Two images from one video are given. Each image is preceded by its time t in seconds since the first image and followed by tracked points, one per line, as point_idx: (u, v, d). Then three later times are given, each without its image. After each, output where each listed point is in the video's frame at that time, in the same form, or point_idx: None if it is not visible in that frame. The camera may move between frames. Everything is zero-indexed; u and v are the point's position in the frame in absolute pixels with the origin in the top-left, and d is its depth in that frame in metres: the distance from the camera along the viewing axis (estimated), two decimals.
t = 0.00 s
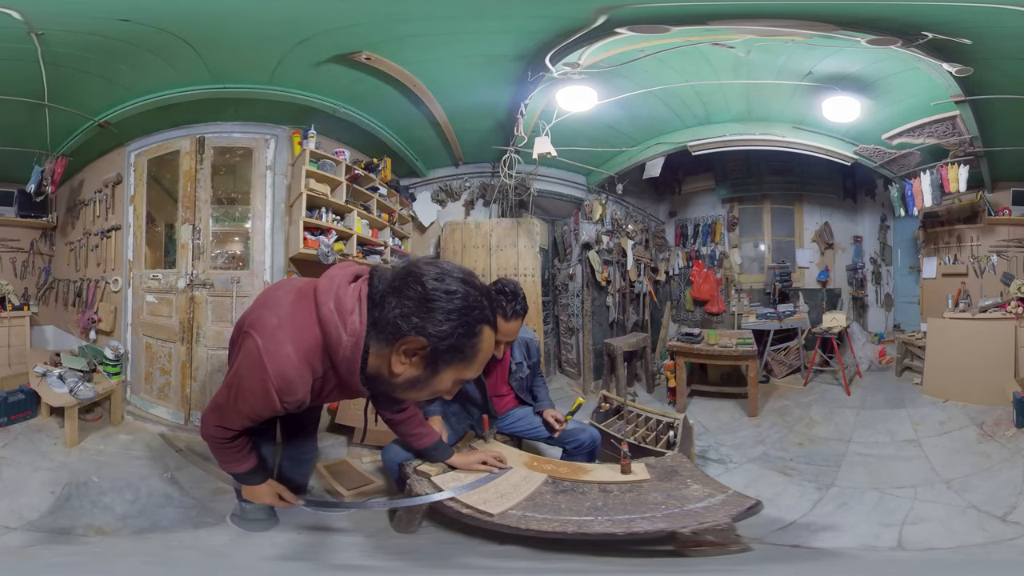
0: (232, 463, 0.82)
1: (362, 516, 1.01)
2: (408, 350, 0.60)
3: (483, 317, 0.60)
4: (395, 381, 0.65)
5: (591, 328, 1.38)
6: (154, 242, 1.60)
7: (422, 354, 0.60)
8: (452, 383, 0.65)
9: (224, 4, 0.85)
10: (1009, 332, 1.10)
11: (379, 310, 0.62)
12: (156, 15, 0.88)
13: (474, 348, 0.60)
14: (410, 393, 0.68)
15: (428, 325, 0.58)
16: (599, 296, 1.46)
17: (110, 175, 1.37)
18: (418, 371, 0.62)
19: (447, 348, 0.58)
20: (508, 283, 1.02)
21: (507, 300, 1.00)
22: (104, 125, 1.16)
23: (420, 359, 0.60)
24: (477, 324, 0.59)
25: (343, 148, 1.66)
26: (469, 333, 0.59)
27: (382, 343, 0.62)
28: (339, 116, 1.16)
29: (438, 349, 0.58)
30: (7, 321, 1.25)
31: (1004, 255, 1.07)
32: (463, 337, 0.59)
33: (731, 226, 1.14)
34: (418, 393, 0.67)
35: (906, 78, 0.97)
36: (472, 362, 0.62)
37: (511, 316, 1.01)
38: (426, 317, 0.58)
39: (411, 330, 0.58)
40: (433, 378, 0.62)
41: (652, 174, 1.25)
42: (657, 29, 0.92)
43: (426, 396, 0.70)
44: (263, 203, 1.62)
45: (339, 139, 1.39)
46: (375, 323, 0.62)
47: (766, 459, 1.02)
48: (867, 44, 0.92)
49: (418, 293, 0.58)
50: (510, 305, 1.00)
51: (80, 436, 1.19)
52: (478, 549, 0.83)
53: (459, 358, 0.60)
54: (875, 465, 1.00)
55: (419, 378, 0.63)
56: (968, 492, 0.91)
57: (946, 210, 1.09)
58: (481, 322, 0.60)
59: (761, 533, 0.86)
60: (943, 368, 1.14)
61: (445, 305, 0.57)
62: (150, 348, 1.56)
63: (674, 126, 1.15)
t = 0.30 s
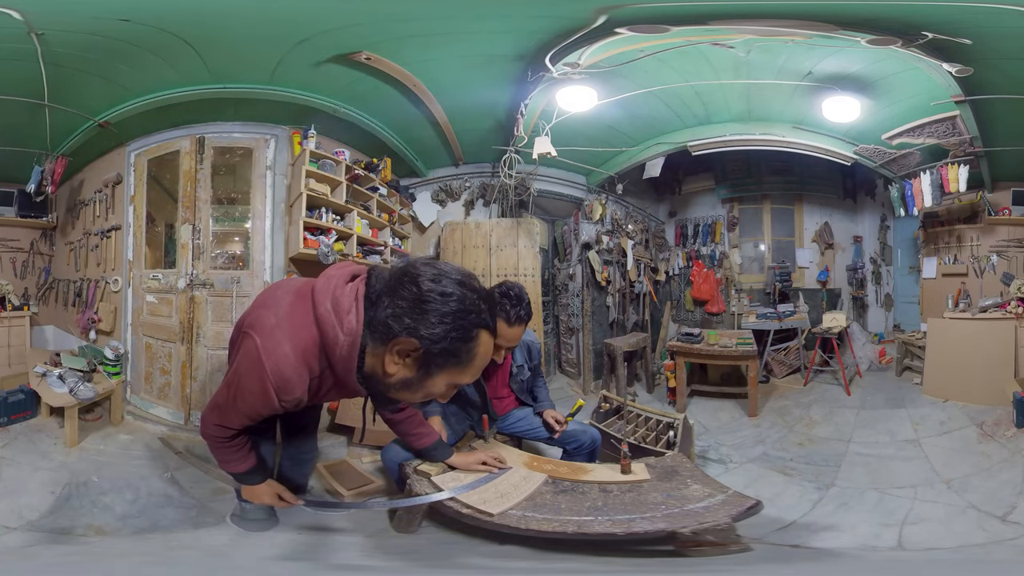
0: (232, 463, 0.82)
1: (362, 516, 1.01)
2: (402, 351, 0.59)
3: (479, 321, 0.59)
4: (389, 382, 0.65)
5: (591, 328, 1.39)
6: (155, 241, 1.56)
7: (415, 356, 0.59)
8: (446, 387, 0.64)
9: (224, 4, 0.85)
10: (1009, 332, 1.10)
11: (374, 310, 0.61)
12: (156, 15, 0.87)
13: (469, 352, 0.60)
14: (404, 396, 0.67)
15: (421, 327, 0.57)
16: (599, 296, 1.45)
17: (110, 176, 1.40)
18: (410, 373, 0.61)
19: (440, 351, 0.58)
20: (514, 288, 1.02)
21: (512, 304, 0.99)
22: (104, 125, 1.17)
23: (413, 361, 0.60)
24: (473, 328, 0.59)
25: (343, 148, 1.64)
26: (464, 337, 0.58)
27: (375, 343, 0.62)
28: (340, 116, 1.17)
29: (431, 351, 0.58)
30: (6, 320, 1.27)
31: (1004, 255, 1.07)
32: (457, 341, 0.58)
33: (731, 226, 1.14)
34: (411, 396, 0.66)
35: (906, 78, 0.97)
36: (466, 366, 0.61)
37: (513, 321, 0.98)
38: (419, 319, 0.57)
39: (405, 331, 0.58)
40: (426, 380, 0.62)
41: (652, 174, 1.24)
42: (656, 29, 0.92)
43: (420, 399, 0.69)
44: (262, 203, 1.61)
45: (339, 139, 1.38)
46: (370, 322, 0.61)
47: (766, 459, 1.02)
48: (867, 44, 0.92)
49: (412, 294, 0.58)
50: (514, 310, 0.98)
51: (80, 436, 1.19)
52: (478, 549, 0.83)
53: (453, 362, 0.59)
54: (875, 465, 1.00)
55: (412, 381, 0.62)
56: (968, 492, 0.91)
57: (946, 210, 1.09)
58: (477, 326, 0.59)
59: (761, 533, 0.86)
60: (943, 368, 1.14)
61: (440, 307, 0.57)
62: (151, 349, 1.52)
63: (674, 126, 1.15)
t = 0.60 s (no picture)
0: (232, 463, 0.81)
1: (362, 516, 1.01)
2: (386, 360, 0.59)
3: (466, 344, 0.58)
4: (375, 387, 0.65)
5: (591, 328, 1.39)
6: (155, 243, 1.56)
7: (397, 367, 0.59)
8: (428, 402, 0.64)
9: (224, 4, 0.85)
10: (1009, 331, 1.10)
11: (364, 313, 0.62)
12: (156, 15, 0.87)
13: (453, 372, 0.59)
14: (390, 402, 0.67)
15: (405, 341, 0.57)
16: (599, 296, 1.45)
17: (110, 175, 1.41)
18: (393, 382, 0.61)
19: (421, 368, 0.57)
20: (518, 291, 1.02)
21: (515, 307, 0.99)
22: (104, 124, 1.16)
23: (395, 371, 0.60)
24: (458, 350, 0.57)
25: (343, 148, 1.64)
26: (448, 357, 0.57)
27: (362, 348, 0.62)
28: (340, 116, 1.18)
29: (412, 367, 0.57)
30: (6, 320, 1.27)
31: (1004, 255, 1.07)
32: (438, 361, 0.57)
33: (731, 226, 1.14)
34: (396, 402, 0.66)
35: (906, 78, 0.97)
36: (449, 385, 0.60)
37: (517, 325, 0.98)
38: (401, 333, 0.57)
39: (389, 342, 0.58)
40: (407, 393, 0.61)
41: (652, 174, 1.25)
42: (656, 29, 0.92)
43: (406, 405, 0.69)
44: (262, 203, 1.60)
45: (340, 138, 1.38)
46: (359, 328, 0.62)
47: (766, 459, 1.02)
48: (867, 44, 0.92)
49: (398, 307, 0.57)
50: (519, 314, 0.97)
51: (80, 436, 1.18)
52: (478, 549, 0.83)
53: (434, 380, 0.59)
54: (875, 465, 1.00)
55: (395, 389, 0.62)
56: (967, 492, 0.91)
57: (946, 210, 1.09)
58: (464, 349, 0.58)
59: (762, 533, 0.86)
60: (944, 368, 1.14)
61: (426, 324, 0.56)
62: (150, 350, 1.53)
63: (674, 126, 1.16)
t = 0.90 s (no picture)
0: (233, 463, 0.81)
1: (362, 516, 1.01)
2: (379, 362, 0.60)
3: (457, 352, 0.57)
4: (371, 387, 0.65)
5: (591, 328, 1.39)
6: (155, 242, 1.54)
7: (390, 369, 0.60)
8: (421, 404, 0.64)
9: (224, 4, 0.85)
10: (1009, 331, 1.09)
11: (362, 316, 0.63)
12: (156, 15, 0.87)
13: (443, 379, 0.58)
14: (388, 402, 0.68)
15: (397, 346, 0.57)
16: (599, 296, 1.45)
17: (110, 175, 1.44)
18: (386, 383, 0.62)
19: (411, 373, 0.57)
20: (519, 291, 1.01)
21: (516, 308, 0.99)
22: (104, 125, 1.16)
23: (389, 374, 0.60)
24: (448, 358, 0.57)
25: (343, 148, 1.62)
26: (438, 364, 0.57)
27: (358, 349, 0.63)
28: (340, 115, 1.19)
29: (402, 371, 0.58)
30: (6, 320, 1.28)
31: (1004, 255, 1.12)
32: (429, 367, 0.57)
33: (731, 226, 1.13)
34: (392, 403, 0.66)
35: (906, 78, 0.97)
36: (440, 392, 0.60)
37: (517, 326, 0.98)
38: (394, 338, 0.57)
39: (381, 345, 0.59)
40: (400, 395, 0.62)
41: (652, 174, 1.24)
42: (657, 29, 0.92)
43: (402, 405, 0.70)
44: (262, 203, 1.59)
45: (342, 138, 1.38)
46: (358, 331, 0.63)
47: (766, 459, 1.02)
48: (867, 44, 0.92)
49: (392, 312, 0.58)
50: (519, 314, 0.98)
51: (80, 436, 1.18)
52: (478, 549, 0.83)
53: (424, 385, 0.59)
54: (875, 465, 1.00)
55: (388, 390, 0.63)
56: (967, 492, 0.91)
57: (946, 210, 1.08)
58: (453, 357, 0.57)
59: (762, 533, 0.86)
60: (944, 369, 1.13)
61: (417, 330, 0.56)
62: (150, 351, 1.52)
63: (674, 126, 1.16)
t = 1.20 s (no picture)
0: (234, 462, 0.81)
1: (362, 516, 1.01)
2: (381, 357, 0.60)
3: (453, 345, 0.57)
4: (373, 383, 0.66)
5: (591, 328, 1.39)
6: (154, 242, 1.54)
7: (391, 363, 0.60)
8: (422, 398, 0.64)
9: (224, 5, 0.85)
10: (1009, 331, 1.09)
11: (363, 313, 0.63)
12: (156, 15, 0.87)
13: (442, 372, 0.58)
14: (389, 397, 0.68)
15: (397, 341, 0.57)
16: (598, 296, 1.45)
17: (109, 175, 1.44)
18: (388, 378, 0.62)
19: (410, 366, 0.58)
20: (519, 292, 1.01)
21: (518, 309, 0.99)
22: (103, 124, 1.16)
23: (390, 368, 0.61)
24: (445, 350, 0.57)
25: (343, 148, 1.62)
26: (436, 357, 0.57)
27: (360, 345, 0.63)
28: (340, 115, 1.19)
29: (402, 365, 0.58)
30: (6, 320, 1.28)
31: (1004, 255, 1.13)
32: (427, 360, 0.57)
33: (731, 226, 1.13)
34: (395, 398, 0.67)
35: (906, 78, 0.97)
36: (439, 384, 0.60)
37: (520, 327, 0.99)
38: (393, 332, 0.58)
39: (381, 340, 0.59)
40: (401, 388, 0.62)
41: (652, 174, 1.24)
42: (657, 29, 0.92)
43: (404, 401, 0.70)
44: (263, 203, 1.59)
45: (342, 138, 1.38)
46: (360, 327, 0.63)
47: (766, 459, 1.02)
48: (867, 44, 0.92)
49: (391, 308, 0.58)
50: (522, 316, 0.98)
51: (79, 435, 1.18)
52: (478, 549, 0.83)
53: (424, 378, 0.59)
54: (875, 465, 1.00)
55: (389, 385, 0.63)
56: (967, 492, 0.91)
57: (946, 210, 1.08)
58: (451, 349, 0.57)
59: (762, 533, 0.86)
60: (945, 369, 1.13)
61: (416, 325, 0.57)
62: (149, 351, 1.52)
63: (675, 126, 1.16)
